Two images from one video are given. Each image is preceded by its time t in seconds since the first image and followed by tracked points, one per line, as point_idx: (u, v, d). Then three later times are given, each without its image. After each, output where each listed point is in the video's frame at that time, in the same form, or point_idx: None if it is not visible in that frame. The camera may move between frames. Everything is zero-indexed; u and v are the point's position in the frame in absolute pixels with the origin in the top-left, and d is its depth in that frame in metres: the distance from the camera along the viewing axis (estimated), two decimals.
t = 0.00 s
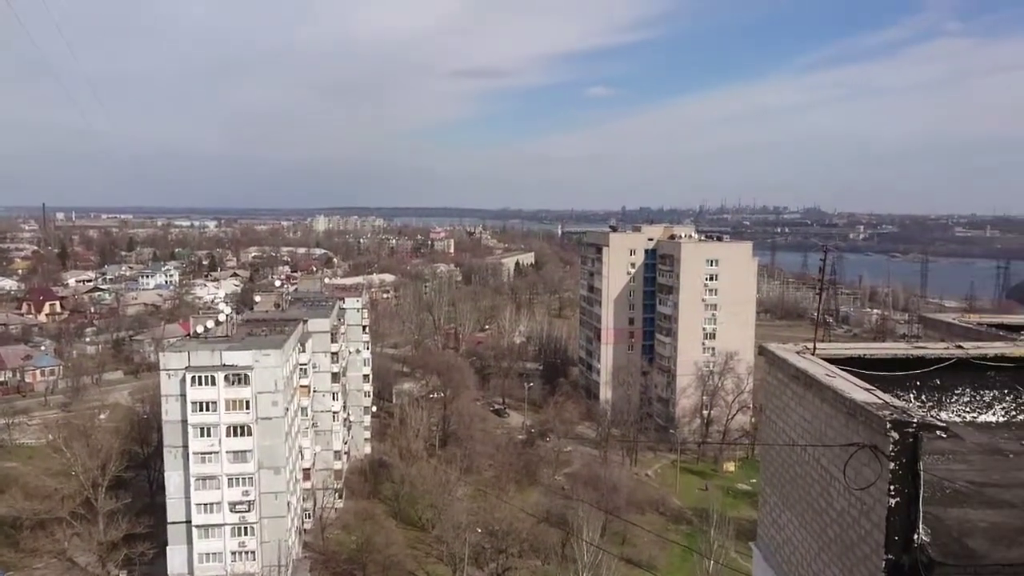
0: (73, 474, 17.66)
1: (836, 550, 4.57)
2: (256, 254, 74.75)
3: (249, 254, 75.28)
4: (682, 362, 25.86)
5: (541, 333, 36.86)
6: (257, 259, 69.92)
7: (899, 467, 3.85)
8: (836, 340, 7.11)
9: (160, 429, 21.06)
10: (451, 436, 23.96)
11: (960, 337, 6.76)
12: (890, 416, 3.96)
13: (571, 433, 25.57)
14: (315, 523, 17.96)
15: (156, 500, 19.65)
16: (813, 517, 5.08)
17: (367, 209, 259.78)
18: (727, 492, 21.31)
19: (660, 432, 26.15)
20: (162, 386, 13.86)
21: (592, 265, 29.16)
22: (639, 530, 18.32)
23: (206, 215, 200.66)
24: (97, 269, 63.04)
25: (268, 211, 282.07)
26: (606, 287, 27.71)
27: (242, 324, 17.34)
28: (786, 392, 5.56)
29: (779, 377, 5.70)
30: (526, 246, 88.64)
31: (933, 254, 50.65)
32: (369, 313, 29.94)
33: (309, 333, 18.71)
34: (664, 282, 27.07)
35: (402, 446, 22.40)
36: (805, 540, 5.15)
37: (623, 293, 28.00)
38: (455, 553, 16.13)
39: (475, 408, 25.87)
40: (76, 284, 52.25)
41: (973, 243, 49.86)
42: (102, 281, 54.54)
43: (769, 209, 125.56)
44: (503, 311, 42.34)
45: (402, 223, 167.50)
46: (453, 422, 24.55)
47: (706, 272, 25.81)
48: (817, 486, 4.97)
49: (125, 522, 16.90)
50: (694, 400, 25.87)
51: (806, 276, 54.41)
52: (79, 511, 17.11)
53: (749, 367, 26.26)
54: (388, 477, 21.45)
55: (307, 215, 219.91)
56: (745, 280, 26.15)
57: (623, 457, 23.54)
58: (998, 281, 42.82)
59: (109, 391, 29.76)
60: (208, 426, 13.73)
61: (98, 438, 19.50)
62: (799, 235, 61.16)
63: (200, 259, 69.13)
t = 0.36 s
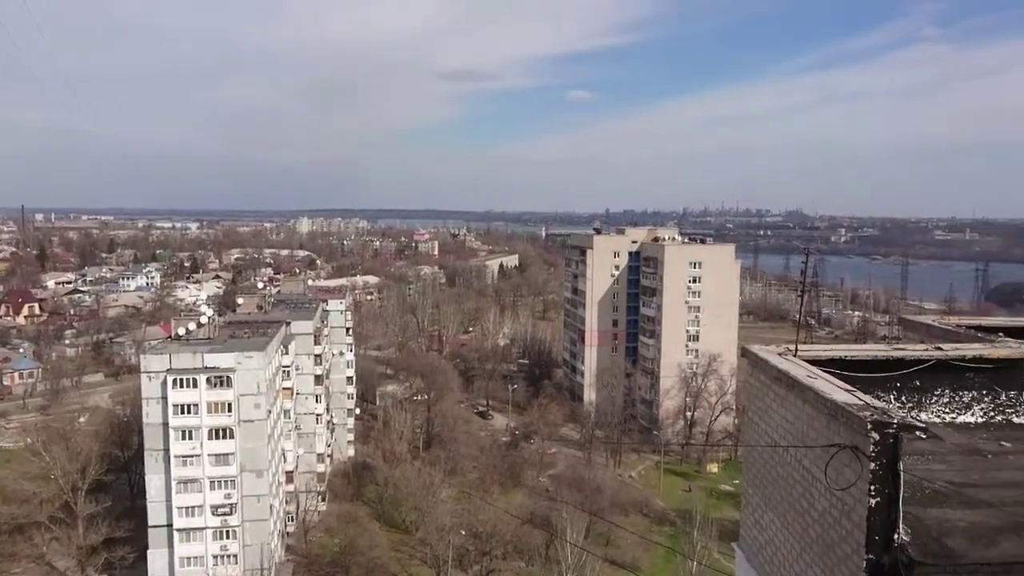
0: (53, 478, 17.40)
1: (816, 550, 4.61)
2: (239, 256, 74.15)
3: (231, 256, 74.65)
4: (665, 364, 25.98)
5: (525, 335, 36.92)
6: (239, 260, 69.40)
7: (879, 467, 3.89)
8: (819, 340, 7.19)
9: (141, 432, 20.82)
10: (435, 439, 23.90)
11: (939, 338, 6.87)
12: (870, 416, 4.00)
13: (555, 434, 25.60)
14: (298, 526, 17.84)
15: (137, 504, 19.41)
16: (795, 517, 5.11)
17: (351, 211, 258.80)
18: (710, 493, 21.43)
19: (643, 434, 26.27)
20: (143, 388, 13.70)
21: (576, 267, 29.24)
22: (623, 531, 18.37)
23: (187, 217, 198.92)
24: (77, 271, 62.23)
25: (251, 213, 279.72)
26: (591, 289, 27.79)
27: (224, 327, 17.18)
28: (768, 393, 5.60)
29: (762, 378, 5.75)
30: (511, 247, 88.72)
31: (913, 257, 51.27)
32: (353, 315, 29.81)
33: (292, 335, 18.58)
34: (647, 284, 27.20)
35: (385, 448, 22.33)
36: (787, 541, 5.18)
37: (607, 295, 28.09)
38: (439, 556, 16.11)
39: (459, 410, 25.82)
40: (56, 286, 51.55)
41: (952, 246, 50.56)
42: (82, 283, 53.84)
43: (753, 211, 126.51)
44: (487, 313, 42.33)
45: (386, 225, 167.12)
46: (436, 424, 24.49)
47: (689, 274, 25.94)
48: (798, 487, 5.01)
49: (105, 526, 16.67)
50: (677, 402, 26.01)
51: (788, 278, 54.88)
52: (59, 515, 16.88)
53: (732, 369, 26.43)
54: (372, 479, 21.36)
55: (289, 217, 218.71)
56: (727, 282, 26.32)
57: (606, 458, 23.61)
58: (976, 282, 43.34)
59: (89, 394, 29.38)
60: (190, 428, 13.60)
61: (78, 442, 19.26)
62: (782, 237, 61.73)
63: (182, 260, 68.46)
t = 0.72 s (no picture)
0: (31, 482, 17.14)
1: (799, 552, 4.64)
2: (222, 257, 73.59)
3: (214, 258, 74.05)
4: (649, 366, 26.07)
5: (510, 337, 36.93)
6: (222, 262, 68.86)
7: (861, 468, 3.92)
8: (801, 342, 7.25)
9: (122, 436, 20.56)
10: (419, 442, 23.83)
11: (919, 341, 6.95)
12: (852, 418, 4.03)
13: (540, 437, 25.60)
14: (281, 530, 17.71)
15: (117, 508, 19.15)
16: (778, 518, 5.14)
17: (335, 213, 257.63)
18: (694, 495, 21.54)
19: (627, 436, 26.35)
20: (124, 392, 13.52)
21: (560, 269, 29.29)
22: (607, 534, 18.40)
23: (169, 218, 197.08)
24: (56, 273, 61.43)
25: (234, 215, 277.67)
26: (575, 292, 27.85)
27: (206, 329, 17.02)
28: (751, 396, 5.63)
29: (744, 381, 5.78)
30: (495, 250, 88.71)
31: (894, 261, 51.87)
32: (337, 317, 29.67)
33: (275, 338, 18.44)
34: (631, 287, 27.30)
35: (369, 451, 22.23)
36: (770, 543, 5.21)
37: (591, 298, 28.16)
38: (423, 560, 16.07)
39: (443, 413, 25.75)
40: (35, 288, 50.86)
41: (932, 250, 51.19)
42: (62, 285, 53.16)
43: (738, 212, 127.73)
44: (471, 316, 42.27)
45: (370, 228, 166.56)
46: (420, 427, 24.41)
47: (673, 277, 26.06)
48: (780, 489, 5.04)
49: (85, 531, 16.44)
50: (661, 404, 26.11)
51: (771, 282, 55.30)
52: (37, 519, 16.61)
53: (716, 371, 26.56)
54: (355, 483, 21.24)
55: (272, 218, 217.25)
56: (711, 285, 26.46)
57: (591, 461, 23.66)
58: (955, 286, 43.87)
59: (68, 397, 28.98)
60: (171, 432, 13.44)
61: (57, 445, 18.98)
62: (765, 241, 62.20)
63: (164, 262, 67.78)
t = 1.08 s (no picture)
0: (8, 487, 16.86)
1: (780, 554, 4.66)
2: (204, 260, 72.96)
3: (196, 260, 73.39)
4: (633, 369, 26.16)
5: (494, 340, 36.92)
6: (203, 265, 68.25)
7: (842, 471, 3.95)
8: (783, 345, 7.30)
9: (101, 440, 20.28)
10: (402, 445, 23.72)
11: (899, 343, 7.02)
12: (833, 421, 4.06)
13: (523, 440, 25.59)
14: (262, 534, 17.54)
15: (96, 513, 18.88)
16: (760, 520, 5.16)
17: (317, 216, 256.33)
18: (677, 498, 21.62)
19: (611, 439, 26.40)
20: (103, 395, 13.33)
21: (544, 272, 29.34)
22: (591, 537, 18.40)
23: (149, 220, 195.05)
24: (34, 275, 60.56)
25: (215, 217, 275.52)
26: (559, 295, 27.90)
27: (188, 332, 16.85)
28: (733, 398, 5.66)
29: (727, 384, 5.81)
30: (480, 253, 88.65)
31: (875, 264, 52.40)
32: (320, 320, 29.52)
33: (257, 341, 18.28)
34: (615, 289, 27.39)
35: (352, 455, 22.10)
36: (753, 544, 5.23)
37: (575, 301, 28.22)
38: (406, 563, 15.99)
39: (427, 416, 25.67)
40: (13, 290, 50.13)
41: (912, 254, 51.79)
42: (40, 287, 52.44)
43: (722, 215, 128.51)
44: (455, 319, 42.19)
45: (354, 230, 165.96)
46: (403, 431, 24.30)
47: (657, 280, 26.18)
48: (763, 491, 5.06)
49: (63, 536, 16.19)
50: (645, 407, 26.19)
51: (754, 285, 55.71)
52: (15, 525, 16.35)
53: (699, 374, 26.67)
54: (338, 486, 21.09)
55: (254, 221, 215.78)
56: (694, 288, 26.58)
57: (574, 464, 23.70)
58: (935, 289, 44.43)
59: (46, 401, 28.56)
60: (152, 436, 13.29)
61: (35, 449, 18.69)
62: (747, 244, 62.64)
63: (145, 264, 67.10)
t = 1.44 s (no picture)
0: None
1: (762, 556, 4.69)
2: (185, 263, 72.25)
3: (176, 264, 72.64)
4: (617, 373, 26.24)
5: (477, 344, 36.87)
6: (185, 268, 67.59)
7: (823, 473, 3.98)
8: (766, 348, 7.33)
9: (80, 445, 19.99)
10: (386, 449, 23.61)
11: (879, 347, 7.09)
12: (814, 424, 4.10)
13: (507, 444, 25.56)
14: (244, 539, 17.39)
15: (74, 519, 18.59)
16: (742, 522, 5.18)
17: (299, 219, 254.71)
18: (660, 501, 21.69)
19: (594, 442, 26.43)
20: (82, 400, 13.12)
21: (528, 276, 29.35)
22: (575, 540, 18.40)
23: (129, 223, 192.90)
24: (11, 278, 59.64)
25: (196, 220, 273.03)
26: (543, 299, 27.93)
27: (169, 336, 16.65)
28: (716, 401, 5.69)
29: (710, 387, 5.84)
30: (464, 256, 88.55)
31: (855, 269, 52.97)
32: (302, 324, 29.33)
33: (239, 344, 18.10)
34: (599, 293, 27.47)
35: (335, 459, 21.97)
36: (735, 547, 5.26)
37: (559, 304, 28.27)
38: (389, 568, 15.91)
39: (410, 420, 25.58)
40: None
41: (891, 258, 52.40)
42: (18, 290, 51.66)
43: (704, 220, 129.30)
44: (439, 323, 42.09)
45: (337, 234, 165.17)
46: (387, 435, 24.19)
47: (640, 283, 26.29)
48: (745, 494, 5.09)
49: (40, 543, 15.93)
50: (628, 410, 26.26)
51: (736, 288, 56.09)
52: None
53: (682, 377, 26.79)
54: (321, 491, 20.95)
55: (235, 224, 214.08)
56: (676, 291, 26.72)
57: (558, 468, 23.72)
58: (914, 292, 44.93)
59: (23, 405, 28.10)
60: (132, 441, 13.11)
61: (12, 455, 18.37)
62: (729, 248, 63.05)
63: (125, 267, 66.31)
